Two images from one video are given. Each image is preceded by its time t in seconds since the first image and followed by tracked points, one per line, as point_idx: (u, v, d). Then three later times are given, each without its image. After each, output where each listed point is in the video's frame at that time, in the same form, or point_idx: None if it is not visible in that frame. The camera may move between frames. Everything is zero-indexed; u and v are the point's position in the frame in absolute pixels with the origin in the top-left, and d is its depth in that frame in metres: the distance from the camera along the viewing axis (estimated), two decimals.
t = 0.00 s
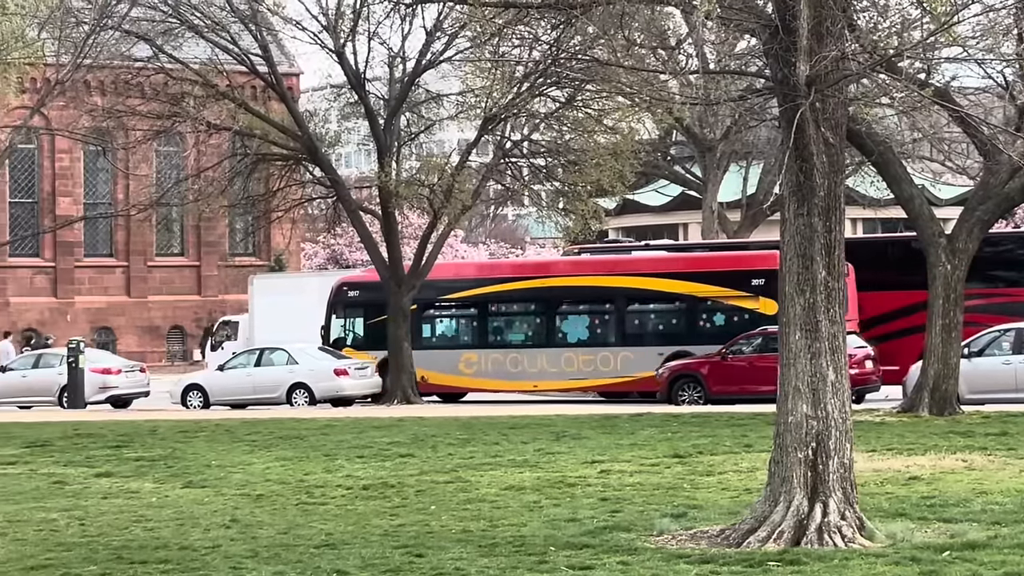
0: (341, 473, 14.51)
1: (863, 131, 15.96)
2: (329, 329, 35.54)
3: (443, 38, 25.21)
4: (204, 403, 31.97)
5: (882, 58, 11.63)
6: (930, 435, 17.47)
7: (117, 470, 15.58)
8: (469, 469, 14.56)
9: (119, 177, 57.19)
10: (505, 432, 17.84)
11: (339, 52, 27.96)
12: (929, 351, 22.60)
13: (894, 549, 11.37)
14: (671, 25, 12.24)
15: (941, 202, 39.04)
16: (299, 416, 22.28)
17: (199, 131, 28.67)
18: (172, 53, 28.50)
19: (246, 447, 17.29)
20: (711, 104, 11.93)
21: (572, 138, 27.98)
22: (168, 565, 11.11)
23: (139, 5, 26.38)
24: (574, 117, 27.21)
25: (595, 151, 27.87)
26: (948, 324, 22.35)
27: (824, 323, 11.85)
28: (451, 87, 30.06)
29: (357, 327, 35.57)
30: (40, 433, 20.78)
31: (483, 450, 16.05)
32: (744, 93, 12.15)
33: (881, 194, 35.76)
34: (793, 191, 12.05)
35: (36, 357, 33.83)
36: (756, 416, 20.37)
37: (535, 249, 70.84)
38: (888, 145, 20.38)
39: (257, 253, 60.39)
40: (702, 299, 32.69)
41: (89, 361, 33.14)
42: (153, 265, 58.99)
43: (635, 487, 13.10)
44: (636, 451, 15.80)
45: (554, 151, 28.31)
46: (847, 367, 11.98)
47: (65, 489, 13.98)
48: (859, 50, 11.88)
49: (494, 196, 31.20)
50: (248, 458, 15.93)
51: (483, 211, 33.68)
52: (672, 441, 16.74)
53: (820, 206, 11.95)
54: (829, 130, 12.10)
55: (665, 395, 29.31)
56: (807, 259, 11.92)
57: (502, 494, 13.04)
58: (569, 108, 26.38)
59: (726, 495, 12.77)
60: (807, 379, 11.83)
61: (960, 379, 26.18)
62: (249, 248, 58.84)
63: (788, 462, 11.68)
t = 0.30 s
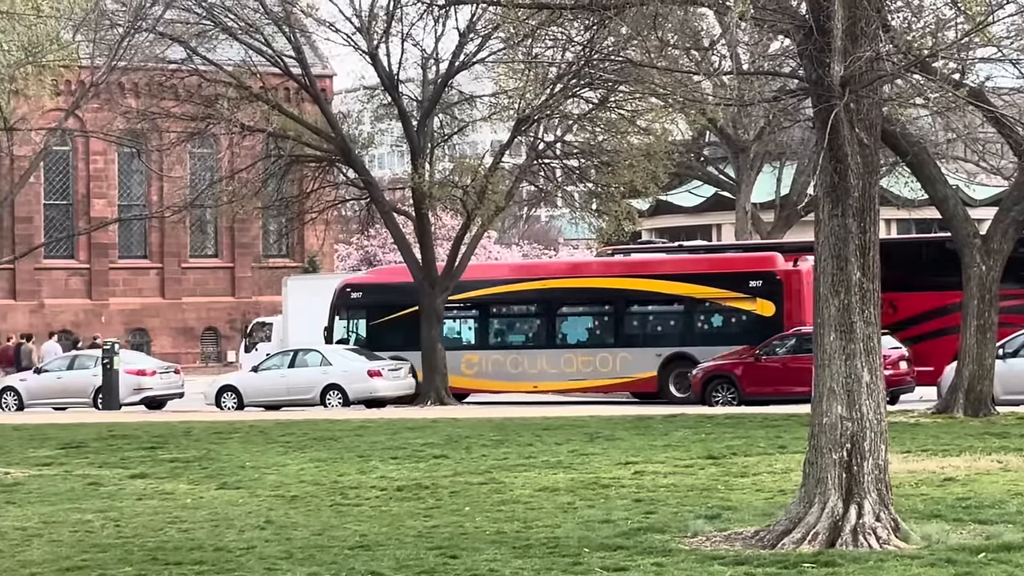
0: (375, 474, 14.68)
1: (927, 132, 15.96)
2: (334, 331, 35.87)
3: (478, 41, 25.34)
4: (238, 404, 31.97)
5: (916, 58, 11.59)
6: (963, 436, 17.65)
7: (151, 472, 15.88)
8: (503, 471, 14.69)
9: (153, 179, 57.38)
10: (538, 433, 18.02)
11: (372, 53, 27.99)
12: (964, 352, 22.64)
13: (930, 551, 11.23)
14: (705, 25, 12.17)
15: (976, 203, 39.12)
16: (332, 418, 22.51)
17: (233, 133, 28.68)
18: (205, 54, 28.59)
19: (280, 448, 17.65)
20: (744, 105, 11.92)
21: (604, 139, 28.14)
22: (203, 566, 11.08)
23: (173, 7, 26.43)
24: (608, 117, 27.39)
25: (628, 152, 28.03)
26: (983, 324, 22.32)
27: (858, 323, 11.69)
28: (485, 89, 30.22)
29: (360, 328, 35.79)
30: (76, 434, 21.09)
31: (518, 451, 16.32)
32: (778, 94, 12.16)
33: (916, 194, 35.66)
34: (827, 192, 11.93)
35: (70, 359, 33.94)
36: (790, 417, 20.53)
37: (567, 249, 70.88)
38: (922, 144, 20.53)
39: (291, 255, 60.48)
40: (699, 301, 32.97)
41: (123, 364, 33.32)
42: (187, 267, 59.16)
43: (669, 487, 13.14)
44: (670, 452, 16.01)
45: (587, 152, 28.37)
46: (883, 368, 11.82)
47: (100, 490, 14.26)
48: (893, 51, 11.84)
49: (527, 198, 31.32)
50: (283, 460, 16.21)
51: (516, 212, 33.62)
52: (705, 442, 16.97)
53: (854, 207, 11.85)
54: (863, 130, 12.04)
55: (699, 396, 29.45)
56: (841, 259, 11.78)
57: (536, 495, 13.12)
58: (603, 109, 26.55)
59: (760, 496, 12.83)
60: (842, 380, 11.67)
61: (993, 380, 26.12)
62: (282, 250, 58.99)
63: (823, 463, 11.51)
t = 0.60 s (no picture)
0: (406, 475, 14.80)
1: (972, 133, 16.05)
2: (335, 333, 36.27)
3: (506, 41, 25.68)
4: (268, 405, 32.06)
5: (948, 58, 11.36)
6: (993, 437, 17.79)
7: (181, 472, 16.08)
8: (533, 472, 14.88)
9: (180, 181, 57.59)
10: (569, 435, 18.16)
11: (402, 54, 28.07)
12: (995, 352, 22.74)
13: (961, 553, 11.00)
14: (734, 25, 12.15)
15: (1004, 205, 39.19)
16: (361, 418, 22.72)
17: (264, 134, 28.93)
18: (236, 57, 28.78)
19: (311, 448, 17.88)
20: (773, 104, 11.85)
21: (633, 140, 28.25)
22: (232, 567, 10.99)
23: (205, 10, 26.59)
24: (637, 119, 27.55)
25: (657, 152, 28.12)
26: (1014, 325, 22.50)
27: (888, 324, 11.41)
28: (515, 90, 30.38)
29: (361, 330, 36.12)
30: (106, 435, 21.32)
31: (548, 452, 16.54)
32: (809, 94, 12.15)
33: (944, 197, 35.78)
34: (857, 193, 11.64)
35: (100, 360, 34.01)
36: (819, 419, 20.63)
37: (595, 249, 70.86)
38: (953, 145, 20.68)
39: (320, 256, 60.68)
40: (695, 302, 33.17)
41: (155, 365, 33.42)
42: (217, 268, 59.30)
43: (699, 489, 13.29)
44: (700, 454, 16.14)
45: (616, 153, 28.49)
46: (914, 370, 11.54)
47: (130, 490, 14.45)
48: (923, 51, 11.64)
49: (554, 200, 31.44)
50: (312, 462, 16.49)
51: (544, 213, 33.68)
52: (735, 443, 17.17)
53: (885, 208, 11.53)
54: (893, 131, 11.75)
55: (728, 397, 29.58)
56: (871, 260, 11.47)
57: (564, 497, 13.23)
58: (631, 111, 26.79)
59: (789, 498, 12.89)
60: (872, 382, 11.38)
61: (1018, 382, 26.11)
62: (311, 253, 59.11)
63: (853, 465, 11.27)
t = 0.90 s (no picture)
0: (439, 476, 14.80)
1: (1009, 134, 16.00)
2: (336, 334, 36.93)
3: (540, 42, 25.73)
4: (303, 406, 32.29)
5: (983, 59, 11.31)
6: None
7: (216, 472, 16.21)
8: (566, 473, 14.87)
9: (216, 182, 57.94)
10: (603, 436, 18.23)
11: (435, 55, 28.13)
12: None
13: (997, 554, 10.90)
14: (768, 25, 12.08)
15: None
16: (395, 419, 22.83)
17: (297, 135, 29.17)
18: (269, 58, 28.88)
19: (346, 448, 17.93)
20: (806, 105, 11.79)
21: (667, 141, 28.27)
22: (267, 567, 11.06)
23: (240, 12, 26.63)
24: (671, 120, 27.58)
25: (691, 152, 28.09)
26: None
27: (923, 325, 11.37)
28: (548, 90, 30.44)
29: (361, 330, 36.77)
30: (141, 435, 21.55)
31: (582, 452, 16.56)
32: (842, 94, 12.08)
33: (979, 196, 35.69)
34: (892, 193, 11.58)
35: (135, 360, 34.22)
36: (854, 420, 20.58)
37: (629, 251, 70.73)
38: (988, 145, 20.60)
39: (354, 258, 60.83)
40: (691, 304, 33.58)
41: (189, 366, 33.70)
42: (251, 269, 59.55)
43: (733, 490, 13.37)
44: (735, 455, 16.13)
45: (651, 155, 28.56)
46: (949, 370, 11.49)
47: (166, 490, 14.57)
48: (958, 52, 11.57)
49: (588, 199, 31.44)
50: (346, 463, 16.69)
51: (579, 214, 33.71)
52: (769, 443, 17.15)
53: (919, 208, 11.48)
54: (928, 131, 11.65)
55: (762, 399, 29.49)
56: (906, 261, 11.43)
57: (597, 498, 13.23)
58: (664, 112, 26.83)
59: (824, 500, 12.91)
60: (907, 383, 11.34)
61: None
62: (346, 254, 59.30)
63: (888, 466, 11.22)
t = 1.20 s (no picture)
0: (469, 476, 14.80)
1: None
2: (336, 334, 37.46)
3: (570, 42, 25.69)
4: (332, 405, 32.40)
5: (1015, 59, 11.23)
6: None
7: (247, 472, 16.31)
8: (596, 473, 14.88)
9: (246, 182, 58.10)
10: (632, 436, 18.28)
11: (465, 55, 28.18)
12: None
13: None
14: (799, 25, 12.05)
15: None
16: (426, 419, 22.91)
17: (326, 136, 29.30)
18: (299, 59, 28.97)
19: (376, 448, 17.98)
20: (837, 104, 11.77)
21: (696, 142, 28.30)
22: (298, 567, 11.14)
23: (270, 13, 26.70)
24: (700, 120, 27.59)
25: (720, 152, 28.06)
26: None
27: (954, 326, 11.33)
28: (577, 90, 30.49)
29: (359, 331, 37.28)
30: (172, 435, 21.68)
31: (611, 452, 16.58)
32: (873, 94, 12.03)
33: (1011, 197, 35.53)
34: (922, 194, 11.50)
35: (166, 360, 34.46)
36: (884, 420, 20.55)
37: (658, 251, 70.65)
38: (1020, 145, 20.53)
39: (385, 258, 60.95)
40: (685, 305, 33.74)
41: (220, 366, 33.90)
42: (281, 268, 59.78)
43: (764, 490, 13.39)
44: (765, 455, 16.13)
45: (680, 155, 28.55)
46: (979, 371, 11.46)
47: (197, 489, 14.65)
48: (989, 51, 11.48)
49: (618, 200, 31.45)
50: (376, 463, 16.80)
51: (608, 215, 33.75)
52: (798, 444, 17.13)
53: (950, 209, 11.42)
54: (959, 132, 11.60)
55: (792, 400, 29.37)
56: (937, 261, 11.39)
57: (627, 499, 13.25)
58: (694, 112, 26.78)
59: (855, 500, 12.90)
60: (938, 383, 11.31)
61: None
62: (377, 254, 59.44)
63: (918, 466, 11.18)
